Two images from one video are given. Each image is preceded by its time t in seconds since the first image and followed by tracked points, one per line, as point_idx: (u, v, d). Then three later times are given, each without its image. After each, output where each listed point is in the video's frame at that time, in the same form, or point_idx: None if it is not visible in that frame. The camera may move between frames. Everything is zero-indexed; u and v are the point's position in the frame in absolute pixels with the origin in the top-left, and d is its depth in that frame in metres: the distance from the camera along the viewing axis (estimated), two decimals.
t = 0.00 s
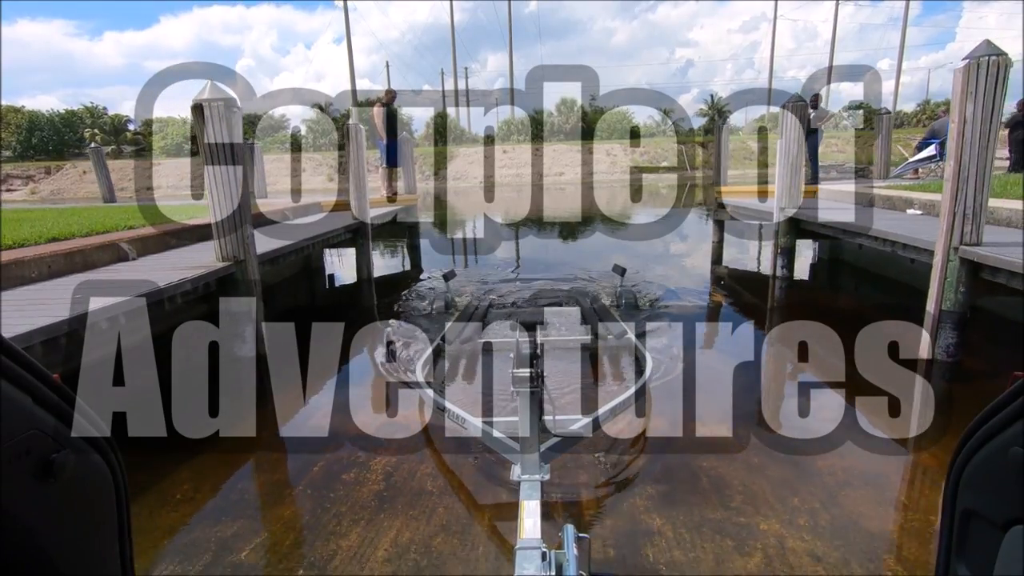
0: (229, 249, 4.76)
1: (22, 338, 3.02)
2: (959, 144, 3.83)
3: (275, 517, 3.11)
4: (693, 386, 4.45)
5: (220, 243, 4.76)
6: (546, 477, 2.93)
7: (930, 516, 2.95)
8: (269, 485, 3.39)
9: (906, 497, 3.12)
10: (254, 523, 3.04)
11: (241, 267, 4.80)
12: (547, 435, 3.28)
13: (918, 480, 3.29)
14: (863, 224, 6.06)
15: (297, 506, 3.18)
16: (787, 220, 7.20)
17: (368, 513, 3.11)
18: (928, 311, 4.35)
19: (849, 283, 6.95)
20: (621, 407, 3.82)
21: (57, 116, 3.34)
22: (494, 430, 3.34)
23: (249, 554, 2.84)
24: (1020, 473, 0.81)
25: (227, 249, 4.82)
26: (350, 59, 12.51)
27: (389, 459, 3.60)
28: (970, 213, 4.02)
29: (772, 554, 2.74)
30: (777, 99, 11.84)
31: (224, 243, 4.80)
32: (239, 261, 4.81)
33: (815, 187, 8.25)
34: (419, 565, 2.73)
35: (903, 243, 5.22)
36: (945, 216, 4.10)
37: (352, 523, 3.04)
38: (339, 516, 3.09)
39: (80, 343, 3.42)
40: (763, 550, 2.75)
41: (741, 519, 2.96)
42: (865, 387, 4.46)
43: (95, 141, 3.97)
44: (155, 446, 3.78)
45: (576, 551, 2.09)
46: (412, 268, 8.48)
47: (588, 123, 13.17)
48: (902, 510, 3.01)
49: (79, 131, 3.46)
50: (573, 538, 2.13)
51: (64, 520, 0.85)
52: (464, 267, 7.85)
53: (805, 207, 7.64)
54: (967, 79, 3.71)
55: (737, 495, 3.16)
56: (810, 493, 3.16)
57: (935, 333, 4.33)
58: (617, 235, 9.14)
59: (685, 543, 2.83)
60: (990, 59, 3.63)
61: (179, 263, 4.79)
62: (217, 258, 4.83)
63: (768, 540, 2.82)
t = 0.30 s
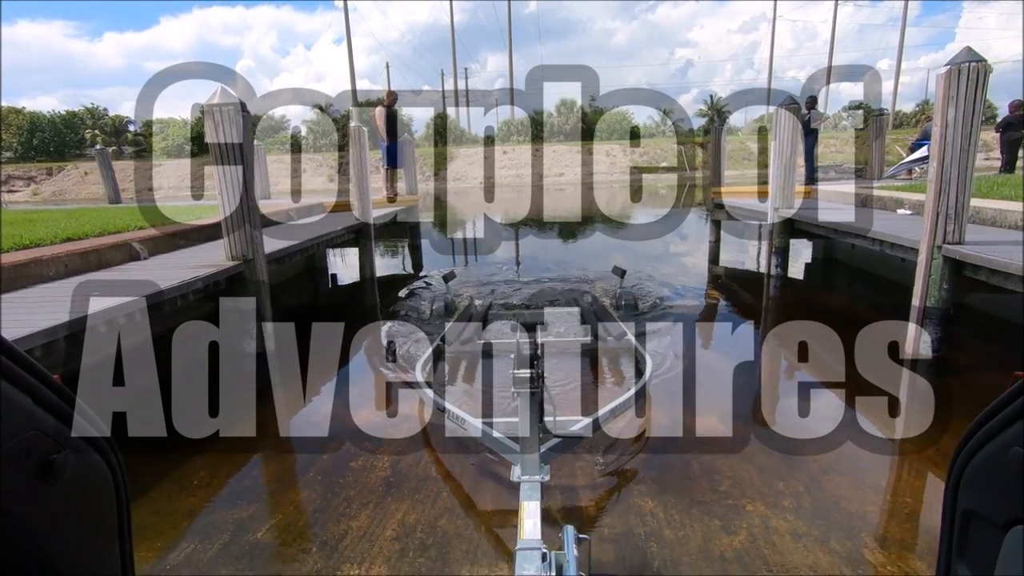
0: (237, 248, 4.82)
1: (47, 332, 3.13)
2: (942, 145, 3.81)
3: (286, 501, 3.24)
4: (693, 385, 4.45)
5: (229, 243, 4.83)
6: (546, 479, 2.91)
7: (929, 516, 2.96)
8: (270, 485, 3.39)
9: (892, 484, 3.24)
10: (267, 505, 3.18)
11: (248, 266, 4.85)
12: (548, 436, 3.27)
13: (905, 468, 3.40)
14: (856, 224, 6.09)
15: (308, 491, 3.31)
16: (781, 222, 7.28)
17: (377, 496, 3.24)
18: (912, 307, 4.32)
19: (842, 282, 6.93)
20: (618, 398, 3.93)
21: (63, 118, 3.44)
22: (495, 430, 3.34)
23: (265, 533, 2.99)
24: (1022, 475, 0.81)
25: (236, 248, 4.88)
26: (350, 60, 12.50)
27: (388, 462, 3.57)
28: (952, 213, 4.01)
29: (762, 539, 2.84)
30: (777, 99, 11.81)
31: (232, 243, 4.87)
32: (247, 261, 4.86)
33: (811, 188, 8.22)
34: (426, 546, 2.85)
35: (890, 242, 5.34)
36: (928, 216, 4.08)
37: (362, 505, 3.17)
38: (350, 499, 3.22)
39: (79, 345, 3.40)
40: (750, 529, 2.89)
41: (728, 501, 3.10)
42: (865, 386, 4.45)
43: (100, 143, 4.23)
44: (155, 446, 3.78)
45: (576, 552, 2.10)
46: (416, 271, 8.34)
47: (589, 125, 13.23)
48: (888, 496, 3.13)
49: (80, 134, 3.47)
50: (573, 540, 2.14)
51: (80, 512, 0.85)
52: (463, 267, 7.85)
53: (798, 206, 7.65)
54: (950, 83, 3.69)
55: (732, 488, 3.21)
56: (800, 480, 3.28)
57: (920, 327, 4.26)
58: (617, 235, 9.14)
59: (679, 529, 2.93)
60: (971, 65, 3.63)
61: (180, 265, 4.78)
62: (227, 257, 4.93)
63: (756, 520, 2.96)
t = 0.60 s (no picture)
0: (247, 248, 4.94)
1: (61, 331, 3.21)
2: (927, 146, 3.70)
3: (286, 501, 3.24)
4: (693, 385, 4.46)
5: (239, 243, 4.95)
6: (547, 480, 2.92)
7: (929, 517, 2.96)
8: (269, 486, 3.39)
9: (879, 474, 3.34)
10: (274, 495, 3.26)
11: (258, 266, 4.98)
12: (548, 436, 3.27)
13: (891, 458, 3.50)
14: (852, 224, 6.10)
15: (308, 492, 3.30)
16: (774, 223, 7.60)
17: (381, 487, 3.32)
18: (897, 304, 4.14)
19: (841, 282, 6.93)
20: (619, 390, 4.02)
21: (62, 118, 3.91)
22: (494, 430, 3.34)
23: (278, 516, 3.11)
24: (1021, 475, 0.81)
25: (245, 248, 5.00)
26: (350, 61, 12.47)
27: (388, 462, 3.57)
28: (937, 213, 3.87)
29: (762, 540, 2.83)
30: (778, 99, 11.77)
31: (242, 242, 4.98)
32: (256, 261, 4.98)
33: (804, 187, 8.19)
34: (432, 530, 2.95)
35: (883, 242, 5.38)
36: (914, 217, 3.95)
37: (366, 495, 3.26)
38: (354, 489, 3.30)
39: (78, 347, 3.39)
40: (739, 514, 3.00)
41: (728, 501, 3.10)
42: (865, 386, 4.45)
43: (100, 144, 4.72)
44: (155, 446, 3.77)
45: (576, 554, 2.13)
46: (416, 268, 8.45)
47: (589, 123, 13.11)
48: (873, 485, 3.24)
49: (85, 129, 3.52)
50: (572, 542, 2.14)
51: (76, 527, 0.82)
52: (462, 267, 7.85)
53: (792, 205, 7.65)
54: (937, 86, 3.59)
55: (732, 489, 3.21)
56: (789, 471, 3.38)
57: (906, 325, 4.06)
58: (617, 235, 9.13)
59: (678, 529, 2.93)
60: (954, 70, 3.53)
61: (180, 267, 4.78)
62: (237, 256, 5.05)
63: (744, 506, 3.07)
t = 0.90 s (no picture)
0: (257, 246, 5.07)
1: (68, 332, 3.23)
2: (911, 147, 3.73)
3: (288, 502, 3.25)
4: (693, 386, 4.46)
5: (249, 242, 5.07)
6: (547, 482, 2.92)
7: (928, 518, 2.97)
8: (270, 487, 3.40)
9: (868, 469, 3.41)
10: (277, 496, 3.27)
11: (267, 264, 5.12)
12: (549, 437, 3.27)
13: (881, 452, 3.57)
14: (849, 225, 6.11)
15: (310, 493, 3.31)
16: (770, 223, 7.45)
17: (382, 488, 3.33)
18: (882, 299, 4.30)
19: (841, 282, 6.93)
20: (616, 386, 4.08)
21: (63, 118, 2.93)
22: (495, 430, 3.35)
23: (281, 517, 3.12)
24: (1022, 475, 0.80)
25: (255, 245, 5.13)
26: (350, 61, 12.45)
27: (388, 462, 3.58)
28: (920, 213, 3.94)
29: (762, 542, 2.84)
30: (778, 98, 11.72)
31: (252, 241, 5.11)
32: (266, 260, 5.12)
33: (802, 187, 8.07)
34: (433, 524, 3.01)
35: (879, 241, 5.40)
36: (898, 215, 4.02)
37: (368, 495, 3.27)
38: (357, 490, 3.32)
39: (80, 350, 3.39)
40: (733, 508, 3.06)
41: (729, 503, 3.11)
42: (865, 386, 4.46)
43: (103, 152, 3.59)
44: (156, 447, 3.78)
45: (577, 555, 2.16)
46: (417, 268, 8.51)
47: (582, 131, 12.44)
48: (862, 479, 3.31)
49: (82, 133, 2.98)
50: (575, 544, 2.15)
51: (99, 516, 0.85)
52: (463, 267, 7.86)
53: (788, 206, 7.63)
54: (920, 90, 3.61)
55: (733, 490, 3.22)
56: (782, 465, 3.45)
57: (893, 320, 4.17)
58: (617, 235, 9.13)
59: (679, 531, 2.93)
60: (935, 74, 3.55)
61: (181, 268, 4.78)
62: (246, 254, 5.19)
63: (737, 501, 3.14)
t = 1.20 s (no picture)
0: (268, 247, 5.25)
1: (67, 335, 3.20)
2: (895, 152, 3.82)
3: (291, 501, 3.25)
4: (692, 386, 4.46)
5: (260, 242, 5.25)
6: (547, 481, 2.94)
7: (930, 518, 2.97)
8: (272, 485, 3.40)
9: (869, 469, 3.42)
10: (280, 495, 3.29)
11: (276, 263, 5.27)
12: (550, 437, 3.27)
13: (880, 452, 3.58)
14: (847, 226, 6.11)
15: (312, 492, 3.31)
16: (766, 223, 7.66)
17: (383, 486, 3.34)
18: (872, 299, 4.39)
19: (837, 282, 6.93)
20: (614, 384, 4.12)
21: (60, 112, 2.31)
22: (495, 430, 3.35)
23: (283, 516, 3.12)
24: None
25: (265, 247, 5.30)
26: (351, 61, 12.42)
27: (389, 463, 3.57)
28: (905, 214, 4.05)
29: (764, 541, 2.85)
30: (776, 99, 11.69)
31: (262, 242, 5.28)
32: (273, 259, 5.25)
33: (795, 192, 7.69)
34: (434, 519, 3.04)
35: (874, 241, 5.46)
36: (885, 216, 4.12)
37: (370, 494, 3.28)
38: (357, 489, 3.32)
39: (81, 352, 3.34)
40: (729, 505, 3.10)
41: (731, 504, 3.11)
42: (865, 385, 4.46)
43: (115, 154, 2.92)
44: (158, 446, 3.78)
45: (578, 556, 2.17)
46: (417, 269, 8.53)
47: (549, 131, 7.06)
48: (863, 479, 3.32)
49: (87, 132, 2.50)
50: (577, 543, 2.16)
51: (99, 546, 0.80)
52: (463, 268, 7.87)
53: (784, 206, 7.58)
54: (905, 96, 3.65)
55: (733, 490, 3.22)
56: (777, 462, 3.49)
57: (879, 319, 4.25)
58: (617, 235, 9.12)
59: (680, 531, 2.93)
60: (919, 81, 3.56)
61: (184, 270, 4.77)
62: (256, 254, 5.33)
63: (732, 497, 3.17)
